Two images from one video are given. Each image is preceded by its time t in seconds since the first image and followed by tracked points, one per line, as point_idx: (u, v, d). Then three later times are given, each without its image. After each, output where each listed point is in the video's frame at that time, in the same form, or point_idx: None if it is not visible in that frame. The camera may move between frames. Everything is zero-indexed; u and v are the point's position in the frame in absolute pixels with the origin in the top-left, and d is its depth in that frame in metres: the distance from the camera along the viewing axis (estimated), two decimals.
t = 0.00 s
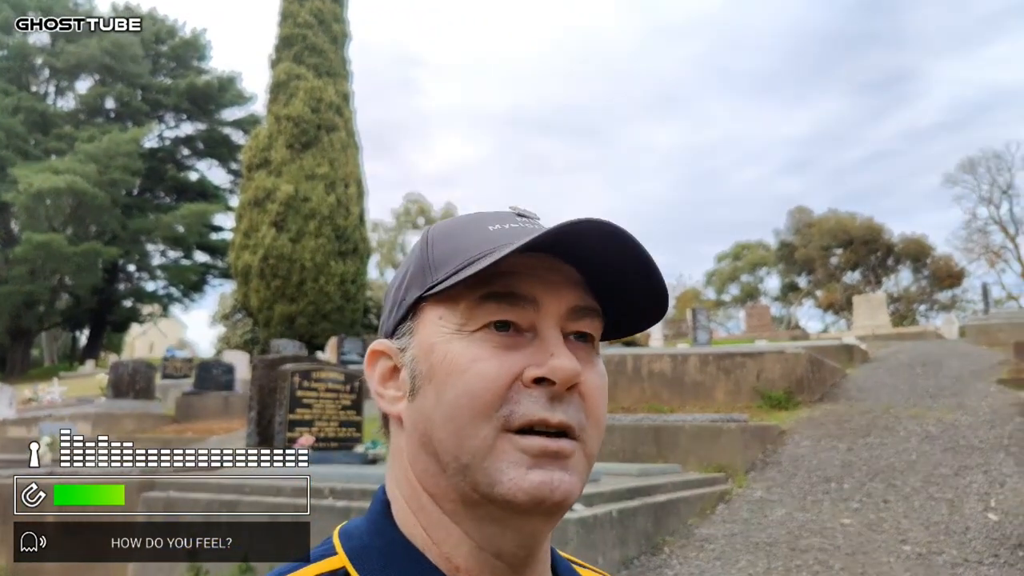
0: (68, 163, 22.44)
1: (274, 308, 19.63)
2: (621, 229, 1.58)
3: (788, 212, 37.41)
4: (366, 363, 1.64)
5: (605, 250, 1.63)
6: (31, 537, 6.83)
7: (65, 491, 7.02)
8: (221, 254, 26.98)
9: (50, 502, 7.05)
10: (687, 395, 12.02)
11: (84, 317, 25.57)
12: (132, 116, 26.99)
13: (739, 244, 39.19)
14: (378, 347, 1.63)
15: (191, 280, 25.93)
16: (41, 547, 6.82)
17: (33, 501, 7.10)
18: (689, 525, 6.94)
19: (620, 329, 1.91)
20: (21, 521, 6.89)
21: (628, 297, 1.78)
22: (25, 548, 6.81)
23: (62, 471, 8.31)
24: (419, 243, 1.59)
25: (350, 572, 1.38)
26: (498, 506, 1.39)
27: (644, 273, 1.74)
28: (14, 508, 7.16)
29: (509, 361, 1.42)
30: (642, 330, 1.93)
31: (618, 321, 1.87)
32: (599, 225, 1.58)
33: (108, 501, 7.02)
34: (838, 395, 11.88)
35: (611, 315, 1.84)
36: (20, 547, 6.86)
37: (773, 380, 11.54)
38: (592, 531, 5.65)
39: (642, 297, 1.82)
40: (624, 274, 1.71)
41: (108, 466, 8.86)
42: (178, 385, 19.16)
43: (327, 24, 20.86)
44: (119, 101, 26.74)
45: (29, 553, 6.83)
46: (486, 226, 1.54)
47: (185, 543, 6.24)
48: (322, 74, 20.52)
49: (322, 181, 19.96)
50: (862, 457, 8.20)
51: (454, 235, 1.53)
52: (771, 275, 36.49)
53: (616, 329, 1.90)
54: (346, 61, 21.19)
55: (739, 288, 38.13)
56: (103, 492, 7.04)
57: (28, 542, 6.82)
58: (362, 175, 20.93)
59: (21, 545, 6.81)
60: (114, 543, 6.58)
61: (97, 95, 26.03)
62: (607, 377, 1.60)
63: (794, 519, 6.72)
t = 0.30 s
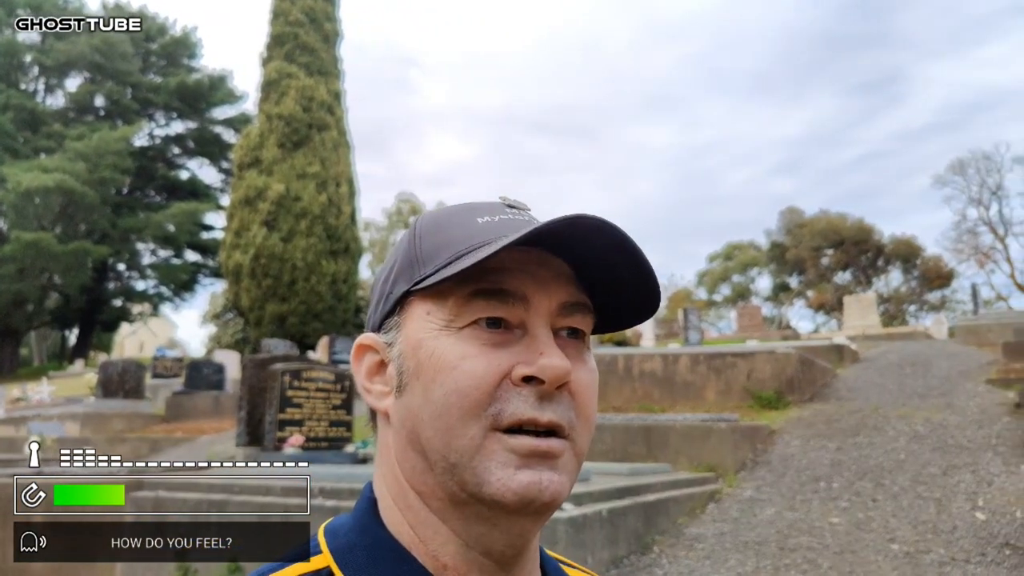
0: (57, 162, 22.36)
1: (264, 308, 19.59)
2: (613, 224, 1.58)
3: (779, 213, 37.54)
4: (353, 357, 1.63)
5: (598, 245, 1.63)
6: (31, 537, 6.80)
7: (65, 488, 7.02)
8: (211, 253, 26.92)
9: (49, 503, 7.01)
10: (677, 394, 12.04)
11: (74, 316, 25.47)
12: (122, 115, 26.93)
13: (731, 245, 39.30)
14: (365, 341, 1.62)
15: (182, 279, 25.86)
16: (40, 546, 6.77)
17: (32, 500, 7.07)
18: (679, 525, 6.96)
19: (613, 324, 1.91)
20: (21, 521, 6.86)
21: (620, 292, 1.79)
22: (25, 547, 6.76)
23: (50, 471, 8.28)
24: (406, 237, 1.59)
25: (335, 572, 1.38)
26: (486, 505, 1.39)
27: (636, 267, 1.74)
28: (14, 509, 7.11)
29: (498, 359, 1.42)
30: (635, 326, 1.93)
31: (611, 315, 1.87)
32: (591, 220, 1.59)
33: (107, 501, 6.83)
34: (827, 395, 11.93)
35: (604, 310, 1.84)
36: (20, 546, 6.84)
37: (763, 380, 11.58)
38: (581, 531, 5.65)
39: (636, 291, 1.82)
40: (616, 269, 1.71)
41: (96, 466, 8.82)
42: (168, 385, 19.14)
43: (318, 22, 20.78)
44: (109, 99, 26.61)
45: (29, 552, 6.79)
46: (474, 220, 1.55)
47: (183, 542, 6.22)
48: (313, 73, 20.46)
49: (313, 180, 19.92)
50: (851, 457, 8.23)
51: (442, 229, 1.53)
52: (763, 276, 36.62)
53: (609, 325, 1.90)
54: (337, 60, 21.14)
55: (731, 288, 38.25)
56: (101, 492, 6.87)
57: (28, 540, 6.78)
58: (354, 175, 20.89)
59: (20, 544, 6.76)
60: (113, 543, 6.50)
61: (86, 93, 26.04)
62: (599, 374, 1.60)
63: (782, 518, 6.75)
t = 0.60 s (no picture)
0: (52, 162, 22.29)
1: (259, 308, 19.59)
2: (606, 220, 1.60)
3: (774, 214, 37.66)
4: (344, 352, 1.65)
5: (589, 243, 1.65)
6: (32, 537, 6.75)
7: (66, 489, 7.01)
8: (207, 253, 26.90)
9: (49, 503, 6.99)
10: (671, 395, 12.07)
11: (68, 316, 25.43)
12: (117, 115, 26.89)
13: (726, 245, 39.40)
14: (356, 337, 1.64)
15: (177, 279, 25.84)
16: (39, 545, 6.71)
17: (33, 501, 7.05)
18: (672, 524, 6.99)
19: (605, 318, 1.92)
20: (24, 521, 6.81)
21: (612, 288, 1.80)
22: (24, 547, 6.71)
23: (43, 470, 8.26)
24: (399, 232, 1.60)
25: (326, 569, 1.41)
26: (478, 500, 1.41)
27: (630, 262, 1.76)
28: (15, 510, 7.07)
29: (489, 356, 1.44)
30: (627, 320, 1.95)
31: (603, 310, 1.89)
32: (585, 217, 1.61)
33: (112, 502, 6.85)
34: (820, 395, 11.98)
35: (596, 305, 1.86)
36: (21, 546, 6.77)
37: (757, 380, 11.62)
38: (573, 530, 5.67)
39: (629, 288, 1.84)
40: (610, 263, 1.73)
41: (90, 467, 8.81)
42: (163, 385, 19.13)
43: (314, 23, 20.78)
44: (104, 99, 26.57)
45: (30, 552, 6.74)
46: (465, 215, 1.56)
47: (181, 543, 6.18)
48: (309, 74, 20.45)
49: (308, 181, 19.91)
50: (844, 456, 8.27)
51: (435, 225, 1.55)
52: (757, 277, 36.73)
53: (602, 320, 1.93)
54: (333, 61, 21.15)
55: (726, 288, 38.35)
56: (105, 493, 6.92)
57: (27, 540, 6.74)
58: (349, 175, 20.89)
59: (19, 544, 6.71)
60: (112, 543, 6.44)
61: (82, 92, 25.99)
62: (590, 370, 1.62)
63: (775, 517, 6.78)
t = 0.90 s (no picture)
0: (48, 160, 22.24)
1: (256, 308, 19.57)
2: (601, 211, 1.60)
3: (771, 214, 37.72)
4: (336, 345, 1.65)
5: (585, 235, 1.65)
6: (32, 537, 6.70)
7: (66, 488, 6.98)
8: (203, 253, 26.87)
9: (49, 502, 6.94)
10: (669, 394, 12.07)
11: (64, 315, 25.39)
12: (114, 114, 26.85)
13: (723, 245, 39.46)
14: (350, 329, 1.64)
15: (174, 279, 25.82)
16: (38, 546, 6.67)
17: (32, 500, 7.00)
18: (669, 523, 6.99)
19: (599, 311, 1.92)
20: (23, 520, 6.76)
21: (606, 281, 1.80)
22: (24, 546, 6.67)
23: (39, 470, 8.23)
24: (393, 224, 1.60)
25: (317, 562, 1.40)
26: (474, 491, 1.41)
27: (625, 255, 1.77)
28: (15, 509, 7.01)
29: (484, 347, 1.44)
30: (620, 314, 1.96)
31: (596, 303, 1.89)
32: (580, 208, 1.61)
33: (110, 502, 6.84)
34: (817, 395, 11.98)
35: (589, 297, 1.86)
36: (20, 546, 6.73)
37: (754, 380, 11.63)
38: (570, 529, 5.67)
39: (622, 280, 1.84)
40: (605, 255, 1.73)
41: (86, 466, 8.78)
42: (160, 385, 19.14)
43: (311, 22, 20.75)
44: (100, 99, 26.53)
45: (30, 552, 6.70)
46: (460, 208, 1.56)
47: (179, 543, 6.16)
48: (306, 73, 20.42)
49: (305, 180, 19.88)
50: (840, 456, 8.28)
51: (429, 217, 1.55)
52: (755, 277, 36.76)
53: (596, 313, 1.93)
54: (330, 60, 21.12)
55: (723, 288, 38.41)
56: (104, 493, 6.91)
57: (28, 540, 6.70)
58: (346, 175, 20.87)
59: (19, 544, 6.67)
60: (112, 542, 6.41)
61: (78, 91, 25.95)
62: (585, 363, 1.61)
63: (771, 516, 6.78)
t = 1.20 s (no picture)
0: (45, 160, 22.22)
1: (254, 308, 19.55)
2: (602, 212, 1.60)
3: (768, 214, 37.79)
4: (339, 345, 1.65)
5: (588, 235, 1.65)
6: (32, 536, 6.69)
7: (67, 487, 6.96)
8: (201, 253, 26.85)
9: (50, 502, 6.93)
10: (667, 395, 12.08)
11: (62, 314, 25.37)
12: (111, 114, 26.79)
13: (721, 246, 39.50)
14: (352, 329, 1.63)
15: (171, 279, 25.79)
16: (40, 546, 6.65)
17: (33, 501, 6.98)
18: (667, 523, 6.99)
19: (600, 312, 1.93)
20: (22, 520, 6.74)
21: (606, 280, 1.80)
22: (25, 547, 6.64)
23: (37, 470, 8.21)
24: (396, 222, 1.60)
25: (319, 562, 1.40)
26: (476, 492, 1.41)
27: (627, 255, 1.77)
28: (14, 510, 6.99)
29: (487, 348, 1.44)
30: (621, 314, 1.96)
31: (598, 303, 1.89)
32: (583, 209, 1.60)
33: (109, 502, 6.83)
34: (815, 395, 12.00)
35: (590, 298, 1.86)
36: (20, 546, 6.71)
37: (752, 380, 11.63)
38: (569, 528, 5.67)
39: (623, 280, 1.84)
40: (607, 256, 1.73)
41: (84, 466, 8.76)
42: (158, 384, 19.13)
43: (308, 22, 20.73)
44: (98, 99, 26.49)
45: (30, 553, 6.67)
46: (462, 209, 1.56)
47: (179, 543, 6.14)
48: (304, 73, 20.40)
49: (303, 180, 19.87)
50: (838, 455, 8.28)
51: (432, 217, 1.55)
52: (752, 277, 36.81)
53: (597, 313, 1.93)
54: (328, 60, 21.10)
55: (721, 288, 38.45)
56: (103, 492, 6.89)
57: (28, 540, 6.67)
58: (344, 174, 20.86)
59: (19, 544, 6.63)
60: (112, 542, 6.38)
61: (75, 91, 25.92)
62: (587, 364, 1.61)
63: (770, 516, 6.78)
